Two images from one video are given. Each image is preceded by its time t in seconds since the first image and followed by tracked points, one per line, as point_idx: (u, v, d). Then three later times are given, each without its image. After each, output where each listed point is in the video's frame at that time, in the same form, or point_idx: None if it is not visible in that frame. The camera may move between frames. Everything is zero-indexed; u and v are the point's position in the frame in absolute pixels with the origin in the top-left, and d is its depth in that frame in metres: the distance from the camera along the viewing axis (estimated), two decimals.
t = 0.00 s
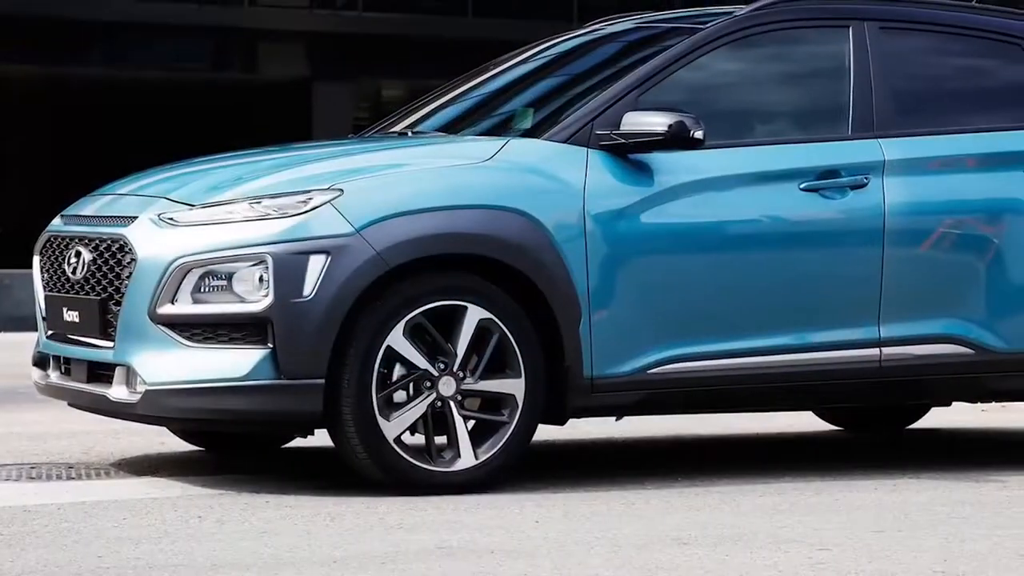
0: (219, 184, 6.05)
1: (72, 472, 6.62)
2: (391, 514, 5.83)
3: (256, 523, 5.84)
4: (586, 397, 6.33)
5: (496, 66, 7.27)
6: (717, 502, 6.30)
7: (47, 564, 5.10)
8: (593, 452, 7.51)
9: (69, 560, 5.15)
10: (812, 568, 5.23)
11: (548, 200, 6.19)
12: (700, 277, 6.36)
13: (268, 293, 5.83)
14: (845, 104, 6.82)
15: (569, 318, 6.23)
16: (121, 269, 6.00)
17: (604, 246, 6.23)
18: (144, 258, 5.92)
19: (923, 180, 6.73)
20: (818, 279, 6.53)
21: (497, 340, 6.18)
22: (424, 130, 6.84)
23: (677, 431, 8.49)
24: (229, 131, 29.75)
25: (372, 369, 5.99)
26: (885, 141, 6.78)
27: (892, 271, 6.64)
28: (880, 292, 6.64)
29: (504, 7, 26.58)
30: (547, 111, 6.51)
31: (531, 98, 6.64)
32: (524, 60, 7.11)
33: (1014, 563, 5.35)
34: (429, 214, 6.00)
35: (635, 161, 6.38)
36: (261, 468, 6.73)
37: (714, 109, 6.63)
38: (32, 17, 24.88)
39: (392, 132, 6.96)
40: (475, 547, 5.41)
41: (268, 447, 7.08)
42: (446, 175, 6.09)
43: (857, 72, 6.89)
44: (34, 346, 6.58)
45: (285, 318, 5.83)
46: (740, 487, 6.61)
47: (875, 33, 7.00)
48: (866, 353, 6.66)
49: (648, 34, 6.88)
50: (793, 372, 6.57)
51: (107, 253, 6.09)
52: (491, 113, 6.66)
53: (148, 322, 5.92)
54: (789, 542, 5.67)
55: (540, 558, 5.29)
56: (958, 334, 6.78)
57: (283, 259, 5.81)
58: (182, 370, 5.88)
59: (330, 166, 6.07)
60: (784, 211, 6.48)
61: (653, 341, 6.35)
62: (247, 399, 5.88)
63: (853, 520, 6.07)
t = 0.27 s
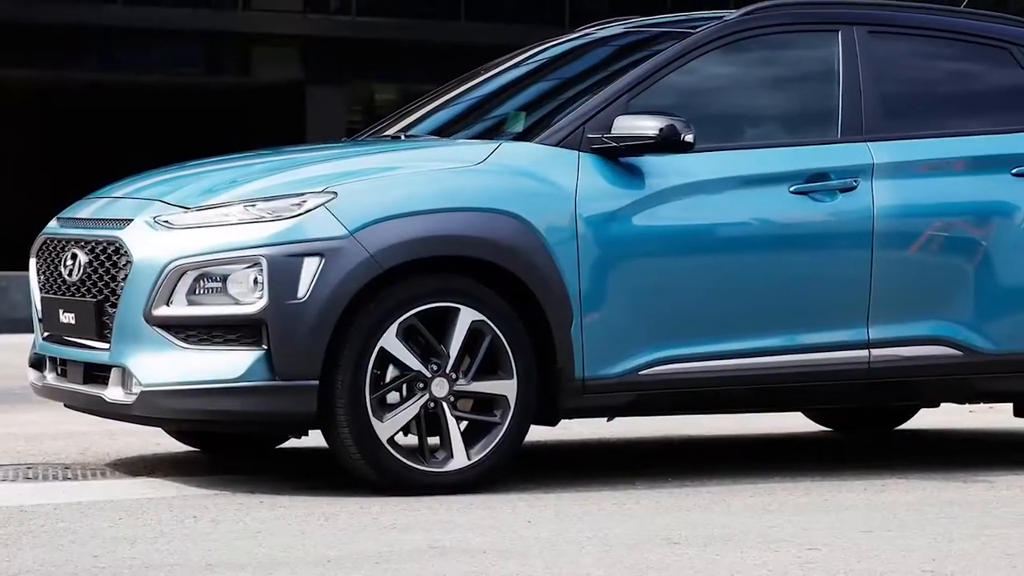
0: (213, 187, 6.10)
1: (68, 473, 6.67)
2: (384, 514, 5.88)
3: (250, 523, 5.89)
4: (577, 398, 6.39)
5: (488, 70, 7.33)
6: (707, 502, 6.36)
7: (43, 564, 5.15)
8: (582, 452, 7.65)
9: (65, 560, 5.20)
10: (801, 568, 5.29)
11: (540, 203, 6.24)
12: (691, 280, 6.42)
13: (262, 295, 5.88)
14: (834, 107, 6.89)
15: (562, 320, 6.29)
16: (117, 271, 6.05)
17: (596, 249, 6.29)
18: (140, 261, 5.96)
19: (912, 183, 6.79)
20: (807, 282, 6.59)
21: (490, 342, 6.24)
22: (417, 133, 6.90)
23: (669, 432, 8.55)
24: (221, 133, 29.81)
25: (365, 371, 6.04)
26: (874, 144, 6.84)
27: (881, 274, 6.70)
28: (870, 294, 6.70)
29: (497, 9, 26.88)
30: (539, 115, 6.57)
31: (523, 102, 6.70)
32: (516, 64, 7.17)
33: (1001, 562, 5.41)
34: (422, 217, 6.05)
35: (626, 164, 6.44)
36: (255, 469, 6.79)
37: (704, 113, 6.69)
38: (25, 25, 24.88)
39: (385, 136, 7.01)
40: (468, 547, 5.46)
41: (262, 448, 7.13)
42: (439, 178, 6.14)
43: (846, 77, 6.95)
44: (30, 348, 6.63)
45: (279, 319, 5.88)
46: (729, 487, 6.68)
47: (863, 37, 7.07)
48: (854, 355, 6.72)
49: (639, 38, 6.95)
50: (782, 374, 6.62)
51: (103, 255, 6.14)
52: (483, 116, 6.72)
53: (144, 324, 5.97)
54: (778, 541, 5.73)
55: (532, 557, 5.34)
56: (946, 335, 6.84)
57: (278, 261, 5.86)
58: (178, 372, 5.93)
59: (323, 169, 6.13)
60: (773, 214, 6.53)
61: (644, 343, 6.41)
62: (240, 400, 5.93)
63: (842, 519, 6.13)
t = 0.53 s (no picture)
0: (208, 190, 6.15)
1: (64, 473, 6.73)
2: (378, 514, 5.94)
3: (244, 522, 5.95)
4: (568, 399, 6.45)
5: (480, 74, 7.39)
6: (698, 503, 6.42)
7: (40, 564, 5.20)
8: (575, 454, 7.70)
9: (62, 559, 5.25)
10: (791, 567, 5.35)
11: (531, 205, 6.30)
12: (682, 282, 6.48)
13: (257, 298, 5.93)
14: (824, 111, 6.95)
15: (554, 322, 6.34)
16: (112, 274, 6.10)
17: (587, 251, 6.35)
18: (135, 263, 6.01)
19: (901, 186, 6.86)
20: (797, 284, 6.65)
21: (482, 343, 6.29)
22: (410, 137, 6.96)
23: (662, 433, 8.61)
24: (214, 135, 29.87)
25: (359, 372, 6.10)
26: (863, 148, 6.91)
27: (870, 276, 6.76)
28: (859, 296, 6.76)
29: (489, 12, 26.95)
30: (531, 119, 6.63)
31: (515, 105, 6.76)
32: (508, 67, 7.23)
33: (989, 561, 5.48)
34: (415, 220, 6.11)
35: (617, 167, 6.49)
36: (250, 469, 6.84)
37: (695, 116, 6.75)
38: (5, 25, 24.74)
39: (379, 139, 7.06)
40: (461, 546, 5.51)
41: (256, 448, 7.19)
42: (431, 182, 6.20)
43: (835, 80, 7.02)
44: (26, 350, 6.68)
45: (273, 321, 5.94)
46: (720, 487, 6.74)
47: (852, 41, 7.14)
48: (843, 356, 6.79)
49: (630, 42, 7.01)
50: (772, 375, 6.68)
51: (99, 257, 6.19)
52: (476, 120, 6.78)
53: (139, 326, 6.02)
54: (768, 541, 5.79)
55: (524, 556, 5.39)
56: (934, 337, 6.91)
57: (272, 263, 5.91)
58: (172, 373, 5.98)
59: (316, 172, 6.18)
60: (763, 217, 6.60)
61: (635, 344, 6.47)
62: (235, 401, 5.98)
63: (831, 519, 6.19)
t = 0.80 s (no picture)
0: (202, 193, 6.21)
1: (60, 473, 6.78)
2: (371, 514, 5.99)
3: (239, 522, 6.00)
4: (560, 400, 6.50)
5: (473, 78, 7.45)
6: (688, 503, 6.48)
7: (36, 563, 5.25)
8: (567, 454, 7.78)
9: (58, 559, 5.30)
10: (780, 567, 5.41)
11: (523, 208, 6.36)
12: (673, 283, 6.54)
13: (251, 300, 5.99)
14: (814, 114, 7.02)
15: (546, 324, 6.40)
16: (107, 276, 6.16)
17: (578, 253, 6.41)
18: (130, 265, 6.07)
19: (890, 189, 6.92)
20: (785, 286, 6.72)
21: (474, 345, 6.35)
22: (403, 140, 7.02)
23: (654, 433, 8.69)
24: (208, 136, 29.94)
25: (352, 374, 6.15)
26: (852, 151, 6.97)
27: (859, 278, 6.83)
28: (848, 298, 6.83)
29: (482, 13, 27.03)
30: (523, 123, 6.69)
31: (508, 109, 6.82)
32: (501, 71, 7.30)
33: (976, 561, 5.54)
34: (409, 223, 6.17)
35: (608, 170, 6.55)
36: (244, 469, 6.90)
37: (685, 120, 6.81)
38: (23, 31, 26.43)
39: (373, 142, 7.12)
40: (454, 546, 5.56)
41: (251, 449, 7.25)
42: (424, 185, 6.26)
43: (825, 84, 7.09)
44: (23, 352, 6.73)
45: (267, 323, 5.99)
46: (710, 487, 6.81)
47: (841, 45, 7.20)
48: (833, 357, 6.85)
49: (622, 47, 7.07)
50: (762, 376, 6.74)
51: (94, 260, 6.24)
52: (469, 123, 6.84)
53: (134, 327, 6.07)
54: (758, 541, 5.85)
55: (516, 556, 5.45)
56: (922, 338, 6.98)
57: (267, 266, 5.97)
58: (168, 374, 6.04)
59: (310, 176, 6.24)
60: (753, 219, 6.66)
61: (627, 345, 6.53)
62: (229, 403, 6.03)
63: (820, 519, 6.25)
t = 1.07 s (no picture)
0: (197, 196, 6.26)
1: (56, 474, 6.84)
2: (364, 514, 6.05)
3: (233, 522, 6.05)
4: (552, 401, 6.56)
5: (466, 81, 7.51)
6: (679, 503, 6.55)
7: (32, 563, 5.30)
8: (559, 454, 7.86)
9: (53, 559, 5.35)
10: (770, 566, 5.47)
11: (515, 211, 6.42)
12: (663, 286, 6.60)
13: (245, 302, 6.04)
14: (803, 118, 7.08)
15: (537, 326, 6.46)
16: (103, 278, 6.21)
17: (570, 255, 6.47)
18: (126, 268, 6.12)
19: (878, 192, 6.99)
20: (775, 288, 6.78)
21: (466, 346, 6.41)
22: (396, 143, 7.08)
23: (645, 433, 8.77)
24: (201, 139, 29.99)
25: (346, 375, 6.21)
26: (840, 154, 7.04)
27: (847, 280, 6.89)
28: (836, 300, 6.89)
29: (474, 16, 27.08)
30: (514, 126, 6.75)
31: (500, 113, 6.88)
32: (493, 75, 7.36)
33: (964, 560, 5.60)
34: (402, 225, 6.23)
35: (599, 173, 6.61)
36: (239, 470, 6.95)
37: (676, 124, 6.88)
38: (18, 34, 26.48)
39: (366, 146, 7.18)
40: (446, 546, 5.61)
41: (245, 450, 7.31)
42: (416, 187, 6.32)
43: (814, 87, 7.15)
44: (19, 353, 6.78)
45: (261, 325, 6.04)
46: (700, 487, 6.88)
47: (829, 49, 7.27)
48: (822, 359, 6.91)
49: (613, 51, 7.14)
50: (752, 377, 6.81)
51: (90, 262, 6.29)
52: (461, 127, 6.90)
53: (129, 329, 6.13)
54: (748, 541, 5.91)
55: (507, 556, 5.50)
56: (910, 340, 7.05)
57: (261, 268, 6.02)
58: (163, 376, 6.09)
59: (304, 178, 6.29)
60: (743, 222, 6.72)
61: (617, 347, 6.59)
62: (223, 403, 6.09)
63: (810, 519, 6.31)
